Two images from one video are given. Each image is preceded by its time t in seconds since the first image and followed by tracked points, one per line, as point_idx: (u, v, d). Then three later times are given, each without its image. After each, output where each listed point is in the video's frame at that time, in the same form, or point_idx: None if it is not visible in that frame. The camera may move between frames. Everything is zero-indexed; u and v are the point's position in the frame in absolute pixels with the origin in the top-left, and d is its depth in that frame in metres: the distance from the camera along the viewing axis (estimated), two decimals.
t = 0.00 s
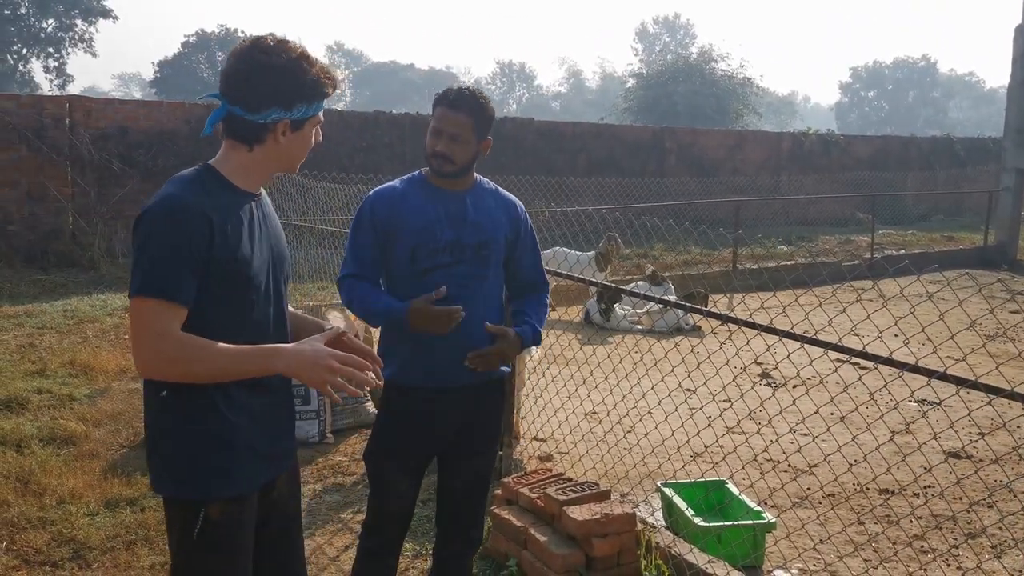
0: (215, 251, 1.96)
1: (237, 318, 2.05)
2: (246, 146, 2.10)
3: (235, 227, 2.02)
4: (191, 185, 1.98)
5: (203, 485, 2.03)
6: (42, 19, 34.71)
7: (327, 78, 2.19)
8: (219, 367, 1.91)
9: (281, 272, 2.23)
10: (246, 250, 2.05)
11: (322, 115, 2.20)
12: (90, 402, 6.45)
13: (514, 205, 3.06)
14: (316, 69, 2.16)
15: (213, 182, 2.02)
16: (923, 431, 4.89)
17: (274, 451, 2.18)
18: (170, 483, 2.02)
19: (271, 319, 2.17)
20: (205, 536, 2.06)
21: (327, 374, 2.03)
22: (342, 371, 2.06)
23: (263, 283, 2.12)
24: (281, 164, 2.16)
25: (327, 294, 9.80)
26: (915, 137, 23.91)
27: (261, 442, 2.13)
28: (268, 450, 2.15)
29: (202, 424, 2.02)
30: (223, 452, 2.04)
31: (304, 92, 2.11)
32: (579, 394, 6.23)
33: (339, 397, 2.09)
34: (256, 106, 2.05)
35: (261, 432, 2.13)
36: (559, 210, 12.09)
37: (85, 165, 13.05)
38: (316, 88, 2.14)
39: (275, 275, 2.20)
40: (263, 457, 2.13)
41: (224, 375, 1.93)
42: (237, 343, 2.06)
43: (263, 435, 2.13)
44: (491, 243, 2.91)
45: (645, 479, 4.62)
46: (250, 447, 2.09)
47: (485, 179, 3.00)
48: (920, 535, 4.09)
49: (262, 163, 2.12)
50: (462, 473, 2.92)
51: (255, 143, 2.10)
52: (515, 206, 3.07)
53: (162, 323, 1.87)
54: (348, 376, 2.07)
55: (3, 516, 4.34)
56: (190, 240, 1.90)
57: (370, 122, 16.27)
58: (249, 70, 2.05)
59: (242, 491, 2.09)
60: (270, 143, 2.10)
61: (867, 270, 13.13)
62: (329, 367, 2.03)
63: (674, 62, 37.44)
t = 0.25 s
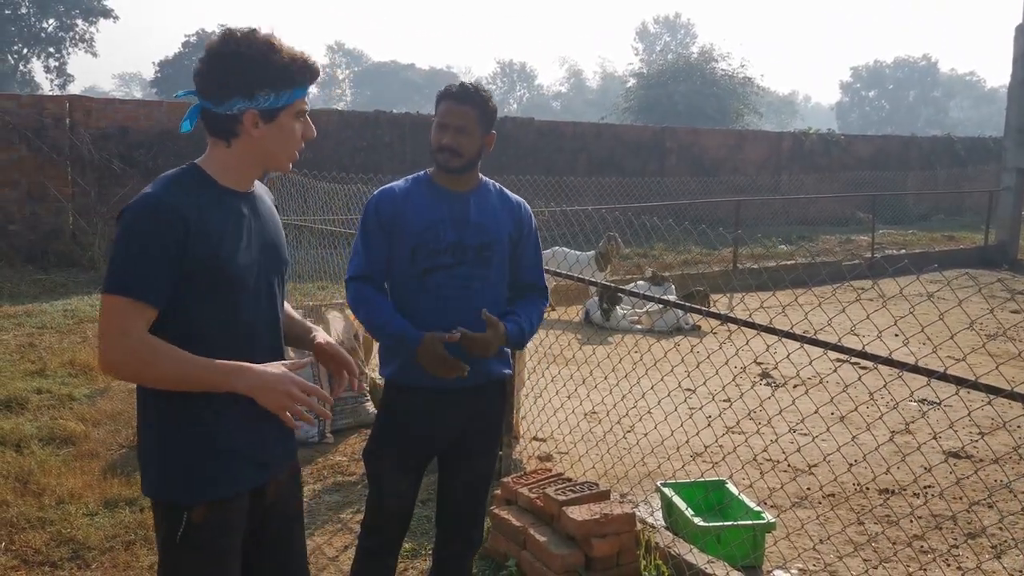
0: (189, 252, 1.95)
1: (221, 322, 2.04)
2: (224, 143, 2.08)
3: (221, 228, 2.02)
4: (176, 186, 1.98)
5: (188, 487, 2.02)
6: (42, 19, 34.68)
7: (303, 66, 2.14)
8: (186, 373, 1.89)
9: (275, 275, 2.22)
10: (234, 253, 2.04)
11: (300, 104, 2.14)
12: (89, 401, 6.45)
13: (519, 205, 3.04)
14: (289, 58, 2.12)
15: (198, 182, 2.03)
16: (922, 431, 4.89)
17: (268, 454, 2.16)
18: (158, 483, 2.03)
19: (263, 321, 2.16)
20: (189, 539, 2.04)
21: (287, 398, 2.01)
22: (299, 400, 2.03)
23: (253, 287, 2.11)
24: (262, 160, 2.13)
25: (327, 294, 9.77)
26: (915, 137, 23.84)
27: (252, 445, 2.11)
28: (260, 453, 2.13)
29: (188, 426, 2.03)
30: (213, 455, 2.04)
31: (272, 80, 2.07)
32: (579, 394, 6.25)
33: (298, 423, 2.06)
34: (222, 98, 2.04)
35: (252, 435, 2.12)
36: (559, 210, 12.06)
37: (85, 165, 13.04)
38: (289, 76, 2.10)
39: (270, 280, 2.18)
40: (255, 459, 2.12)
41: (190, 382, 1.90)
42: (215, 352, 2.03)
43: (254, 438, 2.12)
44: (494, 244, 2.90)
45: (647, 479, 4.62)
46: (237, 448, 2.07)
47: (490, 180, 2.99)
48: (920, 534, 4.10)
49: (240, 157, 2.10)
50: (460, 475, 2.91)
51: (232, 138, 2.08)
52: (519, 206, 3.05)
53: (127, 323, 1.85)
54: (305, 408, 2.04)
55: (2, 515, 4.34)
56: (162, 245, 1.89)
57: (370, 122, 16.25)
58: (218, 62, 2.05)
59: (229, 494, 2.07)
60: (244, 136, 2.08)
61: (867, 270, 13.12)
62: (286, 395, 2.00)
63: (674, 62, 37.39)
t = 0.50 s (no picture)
0: (182, 251, 1.95)
1: (218, 321, 2.03)
2: (215, 139, 2.08)
3: (216, 228, 2.01)
4: (169, 186, 1.97)
5: (186, 486, 2.02)
6: (42, 19, 34.64)
7: (286, 56, 2.11)
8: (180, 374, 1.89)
9: (276, 273, 2.21)
10: (231, 252, 2.03)
11: (287, 96, 2.12)
12: (89, 401, 6.45)
13: (529, 202, 3.00)
14: (272, 49, 2.10)
15: (193, 179, 2.03)
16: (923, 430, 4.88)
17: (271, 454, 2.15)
18: (153, 480, 2.03)
19: (263, 320, 2.15)
20: (185, 537, 2.05)
21: (287, 395, 1.98)
22: (300, 394, 2.00)
23: (254, 286, 2.10)
24: (254, 155, 2.11)
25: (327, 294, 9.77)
26: (915, 136, 23.80)
27: (252, 445, 2.10)
28: (261, 454, 2.12)
29: (187, 424, 2.02)
30: (212, 455, 2.04)
31: (254, 72, 2.05)
32: (579, 394, 6.24)
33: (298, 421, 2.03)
34: (205, 92, 2.04)
35: (253, 435, 2.10)
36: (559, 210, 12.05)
37: (85, 165, 13.03)
38: (272, 68, 2.08)
39: (270, 278, 2.18)
40: (255, 460, 2.11)
41: (185, 383, 1.90)
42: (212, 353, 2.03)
43: (255, 438, 2.11)
44: (500, 243, 2.88)
45: (647, 478, 4.63)
46: (233, 448, 2.07)
47: (497, 177, 2.96)
48: (920, 534, 4.09)
49: (230, 153, 2.09)
50: (461, 476, 2.90)
51: (221, 133, 2.08)
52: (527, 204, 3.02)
53: (122, 323, 1.86)
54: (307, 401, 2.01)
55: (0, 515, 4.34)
56: (156, 246, 1.89)
57: (370, 122, 16.25)
58: (203, 58, 2.05)
59: (226, 494, 2.06)
60: (231, 131, 2.07)
61: (867, 269, 13.11)
62: (286, 390, 1.98)
63: (675, 62, 37.36)
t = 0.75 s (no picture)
0: (191, 252, 1.94)
1: (228, 319, 2.04)
2: (221, 138, 2.08)
3: (218, 226, 2.00)
4: (175, 186, 1.97)
5: (199, 485, 2.02)
6: (43, 19, 34.68)
7: (302, 62, 2.13)
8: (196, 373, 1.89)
9: (284, 269, 2.21)
10: (241, 250, 2.04)
11: (298, 100, 2.13)
12: (88, 401, 6.45)
13: (534, 202, 2.99)
14: (289, 53, 2.11)
15: (196, 180, 2.02)
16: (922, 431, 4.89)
17: (279, 452, 2.15)
18: (165, 480, 2.03)
19: (272, 318, 2.15)
20: (199, 536, 2.04)
21: (308, 387, 1.98)
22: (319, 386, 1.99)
23: (263, 283, 2.11)
24: (260, 155, 2.12)
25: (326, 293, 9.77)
26: (915, 135, 23.80)
27: (262, 443, 2.10)
28: (271, 452, 2.12)
29: (197, 423, 2.02)
30: (220, 455, 2.03)
31: (273, 76, 2.06)
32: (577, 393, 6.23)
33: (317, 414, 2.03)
34: (221, 93, 2.03)
35: (262, 432, 2.10)
36: (559, 209, 12.05)
37: (85, 165, 13.04)
38: (289, 73, 2.09)
39: (277, 275, 2.18)
40: (264, 458, 2.11)
41: (197, 382, 1.90)
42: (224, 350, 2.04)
43: (265, 435, 2.11)
44: (505, 243, 2.86)
45: (645, 477, 4.63)
46: (244, 448, 2.06)
47: (503, 177, 2.95)
48: (918, 534, 4.09)
49: (237, 153, 2.09)
50: (465, 477, 2.89)
51: (229, 134, 2.07)
52: (533, 205, 2.99)
53: (135, 325, 1.86)
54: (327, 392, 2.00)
55: None
56: (165, 245, 1.89)
57: (370, 122, 16.25)
58: (221, 60, 2.03)
59: (237, 491, 2.06)
60: (242, 132, 2.07)
61: (866, 269, 13.12)
62: (306, 382, 1.97)
63: (675, 61, 37.37)
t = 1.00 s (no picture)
0: (215, 251, 1.95)
1: (247, 317, 2.04)
2: (246, 142, 2.08)
3: (238, 227, 2.00)
4: (195, 185, 1.97)
5: (216, 483, 2.02)
6: (44, 19, 34.71)
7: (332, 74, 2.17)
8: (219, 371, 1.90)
9: (294, 267, 2.22)
10: (255, 249, 2.04)
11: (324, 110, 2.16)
12: (88, 400, 6.46)
13: (536, 204, 2.98)
14: (320, 65, 2.14)
15: (216, 178, 2.02)
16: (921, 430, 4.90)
17: (292, 450, 2.16)
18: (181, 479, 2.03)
19: (285, 316, 2.16)
20: (217, 534, 2.04)
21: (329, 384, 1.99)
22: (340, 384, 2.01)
23: (277, 281, 2.11)
24: (283, 159, 2.14)
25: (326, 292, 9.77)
26: (916, 134, 23.79)
27: (276, 440, 2.11)
28: (285, 450, 2.14)
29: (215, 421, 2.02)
30: (236, 453, 2.04)
31: (307, 87, 2.09)
32: (576, 392, 6.24)
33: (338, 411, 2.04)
34: (257, 100, 2.04)
35: (276, 431, 2.11)
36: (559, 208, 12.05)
37: (85, 164, 13.04)
38: (320, 84, 2.12)
39: (289, 273, 2.18)
40: (279, 456, 2.12)
41: (219, 381, 1.91)
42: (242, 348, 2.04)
43: (278, 433, 2.12)
44: (508, 244, 2.86)
45: (644, 476, 4.63)
46: (259, 445, 2.07)
47: (506, 178, 2.95)
48: (917, 533, 4.09)
49: (264, 158, 2.11)
50: (466, 478, 2.90)
51: (256, 138, 2.08)
52: (536, 206, 2.98)
53: (159, 324, 1.86)
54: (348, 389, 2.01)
55: None
56: (188, 242, 1.89)
57: (370, 121, 16.25)
58: (259, 67, 2.04)
59: (253, 489, 2.07)
60: (270, 138, 2.09)
61: (866, 269, 13.12)
62: (326, 380, 1.99)
63: (676, 60, 37.35)
